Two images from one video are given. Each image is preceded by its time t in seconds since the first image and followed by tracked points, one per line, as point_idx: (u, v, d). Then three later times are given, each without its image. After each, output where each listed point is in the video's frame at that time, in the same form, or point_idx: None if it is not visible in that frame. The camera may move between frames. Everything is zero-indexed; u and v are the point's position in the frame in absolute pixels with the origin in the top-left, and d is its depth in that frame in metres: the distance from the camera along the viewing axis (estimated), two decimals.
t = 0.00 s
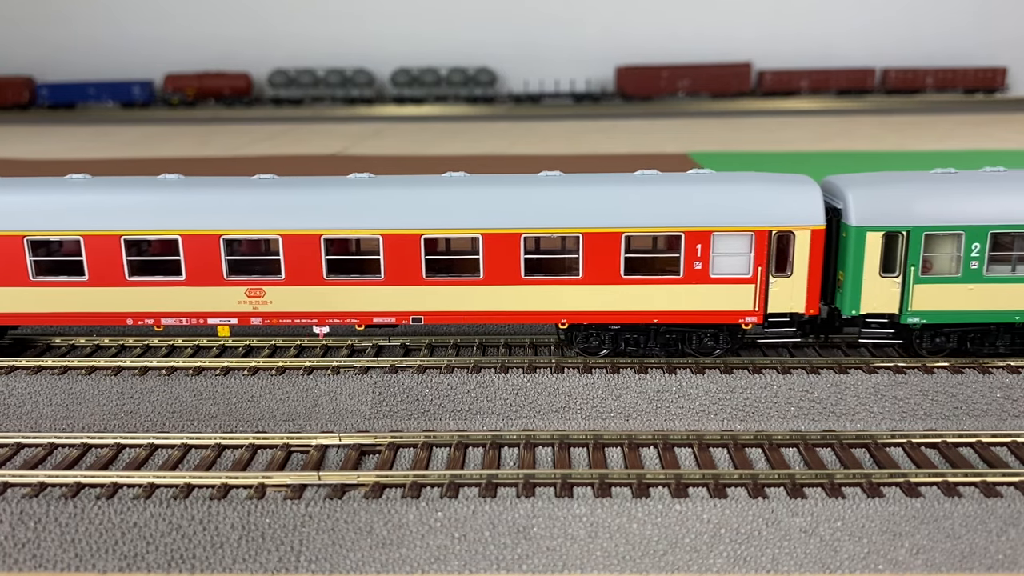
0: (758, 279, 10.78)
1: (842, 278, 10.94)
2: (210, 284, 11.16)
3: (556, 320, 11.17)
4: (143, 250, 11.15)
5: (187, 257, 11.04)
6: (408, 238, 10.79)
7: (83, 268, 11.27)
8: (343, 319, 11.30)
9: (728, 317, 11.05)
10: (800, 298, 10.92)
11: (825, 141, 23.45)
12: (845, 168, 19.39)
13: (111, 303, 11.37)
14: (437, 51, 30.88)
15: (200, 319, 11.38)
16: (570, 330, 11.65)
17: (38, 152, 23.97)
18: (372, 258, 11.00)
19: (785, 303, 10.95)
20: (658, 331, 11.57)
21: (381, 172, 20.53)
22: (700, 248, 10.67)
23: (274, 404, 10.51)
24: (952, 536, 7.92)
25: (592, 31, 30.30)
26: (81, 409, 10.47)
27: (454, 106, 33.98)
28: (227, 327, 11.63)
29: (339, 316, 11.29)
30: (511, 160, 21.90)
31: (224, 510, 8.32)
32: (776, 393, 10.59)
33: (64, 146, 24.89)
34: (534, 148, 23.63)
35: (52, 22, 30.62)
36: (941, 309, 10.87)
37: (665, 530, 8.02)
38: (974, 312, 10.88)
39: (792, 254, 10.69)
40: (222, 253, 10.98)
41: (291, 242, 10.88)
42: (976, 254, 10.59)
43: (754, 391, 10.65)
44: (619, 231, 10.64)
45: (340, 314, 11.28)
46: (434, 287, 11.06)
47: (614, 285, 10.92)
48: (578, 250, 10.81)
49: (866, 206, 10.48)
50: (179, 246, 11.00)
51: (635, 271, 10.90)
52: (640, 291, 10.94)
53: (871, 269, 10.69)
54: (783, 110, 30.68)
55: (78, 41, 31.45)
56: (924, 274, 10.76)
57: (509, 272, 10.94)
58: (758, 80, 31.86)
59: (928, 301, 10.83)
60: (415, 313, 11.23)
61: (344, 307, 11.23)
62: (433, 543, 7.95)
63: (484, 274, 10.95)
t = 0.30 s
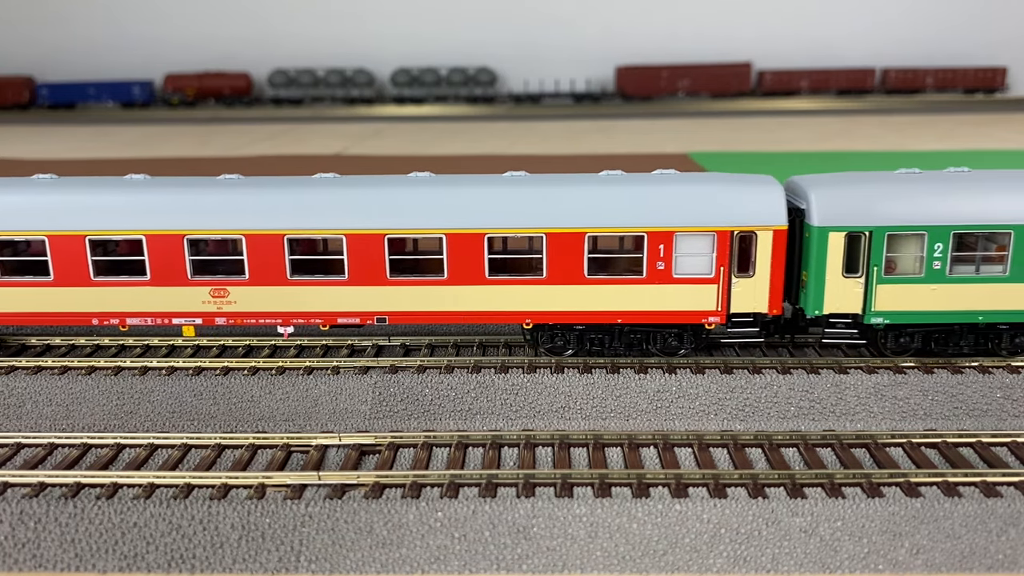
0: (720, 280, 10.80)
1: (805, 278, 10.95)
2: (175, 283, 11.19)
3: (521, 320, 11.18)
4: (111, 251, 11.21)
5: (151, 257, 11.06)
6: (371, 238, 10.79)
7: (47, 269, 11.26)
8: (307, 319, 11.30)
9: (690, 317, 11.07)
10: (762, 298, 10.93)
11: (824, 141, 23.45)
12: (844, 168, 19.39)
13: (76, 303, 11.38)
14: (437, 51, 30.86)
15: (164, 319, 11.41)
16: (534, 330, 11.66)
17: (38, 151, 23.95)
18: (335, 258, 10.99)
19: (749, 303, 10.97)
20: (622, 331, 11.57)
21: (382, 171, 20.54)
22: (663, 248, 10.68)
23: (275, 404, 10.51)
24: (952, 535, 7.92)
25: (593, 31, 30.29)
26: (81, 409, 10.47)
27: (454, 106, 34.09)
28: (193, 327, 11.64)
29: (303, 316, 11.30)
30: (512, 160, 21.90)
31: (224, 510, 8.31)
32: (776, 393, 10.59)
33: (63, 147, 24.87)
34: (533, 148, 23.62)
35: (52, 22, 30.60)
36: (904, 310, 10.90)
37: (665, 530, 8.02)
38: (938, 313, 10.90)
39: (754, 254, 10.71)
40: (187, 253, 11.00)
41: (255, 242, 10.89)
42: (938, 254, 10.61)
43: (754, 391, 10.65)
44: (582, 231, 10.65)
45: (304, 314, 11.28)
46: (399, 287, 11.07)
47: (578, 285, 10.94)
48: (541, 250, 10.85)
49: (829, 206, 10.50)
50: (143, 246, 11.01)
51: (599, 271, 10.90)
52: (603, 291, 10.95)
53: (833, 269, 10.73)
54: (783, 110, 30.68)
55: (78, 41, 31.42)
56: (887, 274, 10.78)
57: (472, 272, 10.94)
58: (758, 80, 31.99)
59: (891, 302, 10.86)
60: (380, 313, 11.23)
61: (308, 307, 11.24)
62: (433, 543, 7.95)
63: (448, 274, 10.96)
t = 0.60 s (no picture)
0: (683, 280, 10.84)
1: (768, 278, 11.00)
2: (140, 284, 11.20)
3: (486, 320, 11.19)
4: (80, 251, 11.24)
5: (118, 258, 11.07)
6: (335, 238, 10.82)
7: (13, 268, 11.27)
8: (272, 319, 11.33)
9: (654, 317, 11.09)
10: (725, 298, 10.98)
11: (824, 142, 23.46)
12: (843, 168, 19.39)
13: (42, 303, 11.39)
14: (437, 51, 30.85)
15: (130, 319, 11.43)
16: (499, 330, 11.72)
17: (38, 152, 23.95)
18: (298, 258, 11.00)
19: (712, 303, 11.01)
20: (587, 331, 11.57)
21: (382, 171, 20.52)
22: (626, 249, 10.72)
23: (275, 404, 10.51)
24: (952, 536, 7.92)
25: (593, 32, 30.29)
26: (81, 409, 10.47)
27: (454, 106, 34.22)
28: (158, 327, 11.65)
29: (267, 316, 11.33)
30: (512, 160, 21.90)
31: (224, 510, 8.31)
32: (776, 393, 10.59)
33: (64, 147, 24.87)
34: (533, 148, 23.62)
35: (52, 22, 30.58)
36: (868, 310, 10.96)
37: (665, 530, 8.02)
38: (903, 312, 10.96)
39: (716, 254, 10.75)
40: (152, 253, 11.02)
41: (220, 242, 10.91)
42: (902, 254, 10.67)
43: (754, 391, 10.64)
44: (545, 232, 10.67)
45: (268, 314, 11.31)
46: (364, 287, 11.09)
47: (542, 285, 10.95)
48: (504, 250, 10.86)
49: (791, 207, 10.55)
50: (110, 247, 11.01)
51: (563, 271, 10.92)
52: (567, 291, 10.97)
53: (797, 269, 10.78)
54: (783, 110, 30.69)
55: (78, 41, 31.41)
56: (850, 274, 10.83)
57: (436, 273, 10.95)
58: (758, 79, 32.14)
59: (855, 302, 10.90)
60: (344, 313, 11.26)
61: (273, 307, 11.27)
62: (433, 543, 7.95)
63: (412, 274, 10.97)
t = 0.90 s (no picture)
0: (645, 280, 10.84)
1: (730, 277, 11.00)
2: (104, 284, 11.20)
3: (449, 320, 11.19)
4: (47, 251, 11.22)
5: (82, 258, 11.08)
6: (298, 238, 10.82)
7: None
8: (235, 319, 11.33)
9: (617, 317, 11.10)
10: (687, 298, 10.98)
11: (823, 142, 23.46)
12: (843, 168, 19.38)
13: (7, 303, 11.42)
14: (437, 51, 30.88)
15: (95, 319, 11.45)
16: (461, 331, 11.72)
17: (38, 152, 23.95)
18: (260, 258, 11.01)
19: (675, 303, 11.01)
20: (551, 331, 11.60)
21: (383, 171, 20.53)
22: (588, 249, 10.74)
23: (275, 404, 10.51)
24: (952, 536, 7.92)
25: (593, 32, 30.31)
26: (81, 409, 10.47)
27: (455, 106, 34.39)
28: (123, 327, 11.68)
29: (231, 316, 11.33)
30: (512, 160, 21.90)
31: (224, 510, 8.31)
32: (776, 393, 10.59)
33: (64, 147, 24.87)
34: (533, 148, 23.62)
35: (52, 22, 30.57)
36: (830, 310, 10.95)
37: (665, 530, 8.02)
38: (867, 313, 10.97)
39: (678, 254, 10.76)
40: (115, 253, 11.03)
41: (184, 241, 10.92)
42: (863, 255, 10.68)
43: (754, 391, 10.64)
44: (508, 232, 10.66)
45: (232, 315, 11.32)
46: (327, 288, 11.11)
47: (505, 285, 10.95)
48: (468, 250, 10.84)
49: (753, 207, 10.54)
50: (74, 247, 11.02)
51: (526, 271, 10.93)
52: (530, 291, 10.98)
53: (758, 270, 10.77)
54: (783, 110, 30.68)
55: (78, 41, 31.41)
56: (812, 274, 10.84)
57: (400, 273, 10.96)
58: (758, 79, 32.18)
59: (817, 302, 10.91)
60: (306, 313, 11.27)
61: (236, 307, 11.27)
62: (433, 543, 7.95)
63: (375, 274, 10.99)
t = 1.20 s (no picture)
0: (608, 280, 10.83)
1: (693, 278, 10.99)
2: (70, 284, 11.21)
3: (413, 320, 11.19)
4: (14, 252, 11.22)
5: (46, 258, 11.08)
6: (259, 238, 10.82)
7: None
8: (200, 319, 11.33)
9: (581, 317, 11.09)
10: (650, 298, 10.96)
11: (822, 142, 23.46)
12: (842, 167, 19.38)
13: None
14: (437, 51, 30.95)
15: (61, 319, 11.46)
16: (425, 331, 11.68)
17: (39, 151, 23.96)
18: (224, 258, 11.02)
19: (638, 303, 11.00)
20: (516, 331, 11.58)
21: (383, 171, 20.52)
22: (552, 249, 10.71)
23: (275, 404, 10.51)
24: (952, 536, 7.92)
25: (593, 32, 30.35)
26: (81, 409, 10.47)
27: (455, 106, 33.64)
28: (88, 327, 11.70)
29: (195, 316, 11.32)
30: (512, 160, 21.90)
31: (224, 510, 8.31)
32: (776, 393, 10.59)
33: (64, 147, 24.87)
34: (533, 148, 23.63)
35: (52, 22, 30.60)
36: (792, 310, 10.95)
37: (665, 530, 8.02)
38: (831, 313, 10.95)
39: (641, 255, 10.74)
40: (78, 253, 11.03)
41: (146, 241, 10.91)
42: (825, 255, 10.66)
43: (754, 391, 10.64)
44: (471, 232, 10.64)
45: (197, 315, 11.31)
46: (290, 288, 11.10)
47: (467, 285, 10.93)
48: (430, 251, 10.83)
49: (714, 207, 10.52)
50: (38, 247, 11.03)
51: (488, 271, 10.91)
52: (493, 291, 10.95)
53: (720, 270, 10.76)
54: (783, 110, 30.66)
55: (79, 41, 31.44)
56: (775, 274, 10.82)
57: (363, 273, 10.96)
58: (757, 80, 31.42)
59: (780, 302, 10.90)
60: (270, 313, 11.26)
61: (200, 307, 11.26)
62: (433, 543, 7.95)
63: (339, 275, 10.99)
